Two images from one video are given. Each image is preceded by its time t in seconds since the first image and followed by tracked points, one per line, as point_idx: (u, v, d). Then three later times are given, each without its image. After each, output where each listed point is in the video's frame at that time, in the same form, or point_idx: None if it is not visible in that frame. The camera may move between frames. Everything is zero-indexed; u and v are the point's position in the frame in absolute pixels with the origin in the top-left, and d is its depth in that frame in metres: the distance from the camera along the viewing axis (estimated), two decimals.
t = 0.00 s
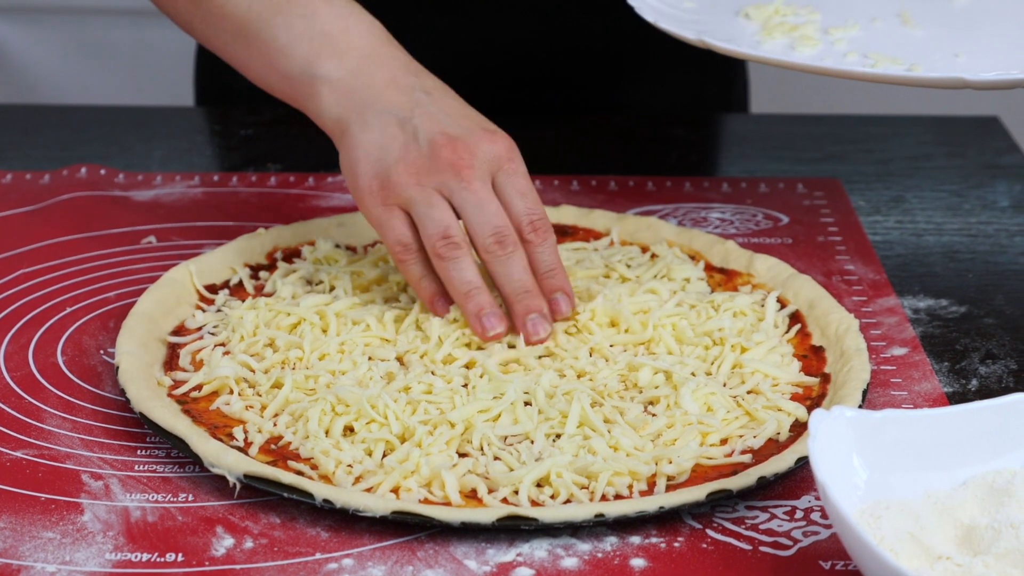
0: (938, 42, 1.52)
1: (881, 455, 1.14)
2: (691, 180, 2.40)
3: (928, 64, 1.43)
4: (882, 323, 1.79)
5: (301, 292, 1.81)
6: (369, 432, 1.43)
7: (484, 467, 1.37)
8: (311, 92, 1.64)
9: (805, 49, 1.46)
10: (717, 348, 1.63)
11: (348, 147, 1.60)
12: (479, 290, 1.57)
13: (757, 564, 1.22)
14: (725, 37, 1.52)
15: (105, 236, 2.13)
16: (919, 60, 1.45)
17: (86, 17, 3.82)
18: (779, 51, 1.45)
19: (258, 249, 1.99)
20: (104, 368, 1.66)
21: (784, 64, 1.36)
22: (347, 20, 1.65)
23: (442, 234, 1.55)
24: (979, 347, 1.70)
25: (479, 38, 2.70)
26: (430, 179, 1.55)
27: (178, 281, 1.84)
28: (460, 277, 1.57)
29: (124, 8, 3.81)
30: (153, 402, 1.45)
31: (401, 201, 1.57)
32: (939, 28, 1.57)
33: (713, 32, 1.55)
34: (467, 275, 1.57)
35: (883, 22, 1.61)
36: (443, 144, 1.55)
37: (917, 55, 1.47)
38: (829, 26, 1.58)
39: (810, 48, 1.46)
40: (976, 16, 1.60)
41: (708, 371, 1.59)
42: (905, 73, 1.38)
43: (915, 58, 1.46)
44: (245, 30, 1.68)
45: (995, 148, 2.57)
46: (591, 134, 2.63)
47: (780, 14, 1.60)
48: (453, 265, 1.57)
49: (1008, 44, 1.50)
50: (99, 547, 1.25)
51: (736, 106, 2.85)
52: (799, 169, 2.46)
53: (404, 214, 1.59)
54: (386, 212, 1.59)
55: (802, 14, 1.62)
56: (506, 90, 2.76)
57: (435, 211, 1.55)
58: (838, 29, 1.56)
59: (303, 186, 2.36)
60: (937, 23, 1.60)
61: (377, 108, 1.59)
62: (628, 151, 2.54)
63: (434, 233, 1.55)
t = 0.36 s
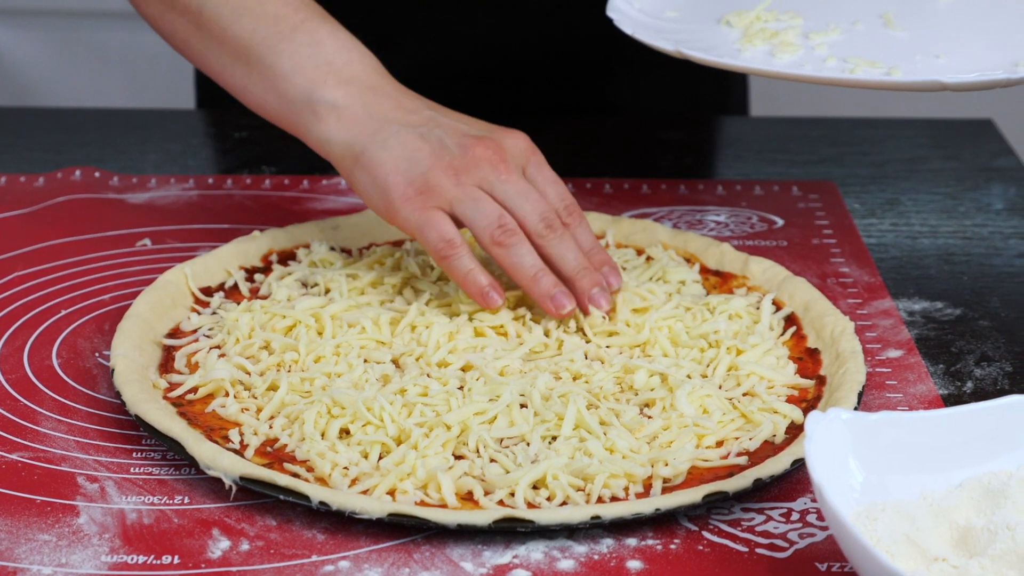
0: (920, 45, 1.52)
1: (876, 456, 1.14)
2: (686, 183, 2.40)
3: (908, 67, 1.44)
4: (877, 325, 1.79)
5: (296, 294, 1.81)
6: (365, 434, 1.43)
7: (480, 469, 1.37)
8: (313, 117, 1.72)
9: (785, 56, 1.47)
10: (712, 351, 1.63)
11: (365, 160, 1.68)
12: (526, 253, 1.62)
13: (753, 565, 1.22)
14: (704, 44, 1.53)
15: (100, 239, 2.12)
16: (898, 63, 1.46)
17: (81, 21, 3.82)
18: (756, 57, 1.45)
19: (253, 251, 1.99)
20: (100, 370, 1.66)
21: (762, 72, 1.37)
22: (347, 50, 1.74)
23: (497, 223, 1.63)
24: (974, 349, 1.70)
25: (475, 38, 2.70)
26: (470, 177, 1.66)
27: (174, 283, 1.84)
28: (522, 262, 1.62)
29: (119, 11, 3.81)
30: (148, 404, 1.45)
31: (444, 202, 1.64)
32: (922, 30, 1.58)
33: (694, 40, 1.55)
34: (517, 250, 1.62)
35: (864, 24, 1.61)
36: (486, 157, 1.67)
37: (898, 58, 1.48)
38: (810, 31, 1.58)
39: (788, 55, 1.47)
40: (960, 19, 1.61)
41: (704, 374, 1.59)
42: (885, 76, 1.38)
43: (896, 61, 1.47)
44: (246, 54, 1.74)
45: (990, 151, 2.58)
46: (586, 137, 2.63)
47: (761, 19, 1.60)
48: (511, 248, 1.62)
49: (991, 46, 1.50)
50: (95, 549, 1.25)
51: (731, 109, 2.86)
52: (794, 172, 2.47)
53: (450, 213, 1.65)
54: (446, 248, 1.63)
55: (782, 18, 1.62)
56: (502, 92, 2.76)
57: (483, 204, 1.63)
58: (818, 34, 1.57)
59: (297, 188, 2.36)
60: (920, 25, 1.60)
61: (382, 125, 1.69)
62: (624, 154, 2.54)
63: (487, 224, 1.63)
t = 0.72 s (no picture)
0: (933, 53, 1.55)
1: (875, 457, 1.14)
2: (682, 184, 2.40)
3: (924, 76, 1.46)
4: (874, 326, 1.79)
5: (293, 295, 1.81)
6: (364, 435, 1.42)
7: (479, 470, 1.37)
8: (187, 101, 1.87)
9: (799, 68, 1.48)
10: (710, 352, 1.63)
11: (249, 132, 1.80)
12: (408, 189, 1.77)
13: (752, 566, 1.22)
14: (719, 58, 1.53)
15: (97, 239, 2.12)
16: (913, 72, 1.48)
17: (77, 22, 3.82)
18: (773, 73, 1.46)
19: (250, 252, 1.99)
20: (97, 371, 1.66)
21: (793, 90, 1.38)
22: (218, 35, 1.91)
23: (380, 161, 1.76)
24: (971, 349, 1.71)
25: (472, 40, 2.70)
26: (346, 120, 1.78)
27: (171, 284, 1.84)
28: (410, 197, 1.77)
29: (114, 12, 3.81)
30: (146, 405, 1.45)
31: (329, 147, 1.76)
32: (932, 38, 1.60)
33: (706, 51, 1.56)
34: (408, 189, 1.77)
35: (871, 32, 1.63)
36: (358, 99, 1.81)
37: (914, 66, 1.50)
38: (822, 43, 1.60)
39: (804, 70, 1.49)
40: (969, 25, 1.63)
41: (701, 374, 1.59)
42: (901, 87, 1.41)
43: (910, 70, 1.49)
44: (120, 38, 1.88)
45: (985, 151, 2.58)
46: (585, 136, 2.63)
47: (771, 31, 1.61)
48: (400, 182, 1.76)
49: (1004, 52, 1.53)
50: (94, 550, 1.25)
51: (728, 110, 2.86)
52: (790, 172, 2.47)
53: (338, 156, 1.77)
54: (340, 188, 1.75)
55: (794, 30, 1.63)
56: (497, 93, 2.77)
57: (368, 147, 1.76)
58: (830, 45, 1.58)
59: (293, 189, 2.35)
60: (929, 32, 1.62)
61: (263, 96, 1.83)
62: (621, 154, 2.54)
63: (374, 163, 1.76)
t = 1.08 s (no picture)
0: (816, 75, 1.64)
1: (875, 456, 1.15)
2: (679, 183, 2.40)
3: (794, 99, 1.57)
4: (872, 325, 1.80)
5: (292, 295, 1.81)
6: (363, 435, 1.42)
7: (479, 470, 1.37)
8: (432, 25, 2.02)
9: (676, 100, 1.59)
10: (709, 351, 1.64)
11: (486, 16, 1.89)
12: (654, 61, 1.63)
13: (753, 565, 1.22)
14: (604, 93, 1.64)
15: (94, 240, 2.12)
16: (789, 99, 1.58)
17: (76, 22, 3.81)
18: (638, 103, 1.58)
19: (247, 252, 1.98)
20: (96, 372, 1.66)
21: (648, 116, 1.49)
22: None
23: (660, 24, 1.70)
24: (969, 348, 1.71)
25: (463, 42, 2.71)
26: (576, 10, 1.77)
27: (170, 284, 1.84)
28: (653, 65, 1.63)
29: (114, 12, 3.81)
30: (146, 405, 1.45)
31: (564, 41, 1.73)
32: (819, 58, 1.69)
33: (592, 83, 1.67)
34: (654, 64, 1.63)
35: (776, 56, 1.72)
36: None
37: (792, 91, 1.60)
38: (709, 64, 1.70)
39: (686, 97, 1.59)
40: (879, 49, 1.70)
41: (700, 374, 1.59)
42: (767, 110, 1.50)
43: (789, 94, 1.59)
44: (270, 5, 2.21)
45: (982, 150, 2.58)
46: (580, 136, 2.64)
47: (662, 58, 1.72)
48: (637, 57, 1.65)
49: (881, 75, 1.62)
50: (94, 551, 1.25)
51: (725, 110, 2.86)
52: (787, 171, 2.47)
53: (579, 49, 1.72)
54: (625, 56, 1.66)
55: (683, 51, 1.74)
56: (490, 94, 2.78)
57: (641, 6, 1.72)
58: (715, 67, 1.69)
59: (291, 189, 2.35)
60: (821, 53, 1.71)
61: None
62: (618, 154, 2.55)
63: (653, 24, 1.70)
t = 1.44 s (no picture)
0: (712, 84, 1.51)
1: (875, 455, 1.15)
2: (677, 182, 2.41)
3: (684, 110, 1.45)
4: (871, 324, 1.80)
5: (291, 296, 1.81)
6: (363, 435, 1.42)
7: (479, 470, 1.37)
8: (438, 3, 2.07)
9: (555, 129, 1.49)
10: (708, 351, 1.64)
11: None
12: None
13: (753, 565, 1.23)
14: (491, 126, 1.57)
15: (93, 241, 2.12)
16: (677, 104, 1.48)
17: (76, 23, 3.81)
18: (524, 131, 1.50)
19: (246, 252, 1.98)
20: (95, 373, 1.66)
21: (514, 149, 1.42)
22: None
23: None
24: (969, 347, 1.71)
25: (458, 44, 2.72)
26: None
27: (169, 285, 1.84)
28: None
29: (112, 14, 3.80)
30: (146, 406, 1.45)
31: None
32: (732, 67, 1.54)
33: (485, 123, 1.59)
34: None
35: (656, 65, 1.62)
36: None
37: (681, 101, 1.47)
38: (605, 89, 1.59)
39: (572, 124, 1.50)
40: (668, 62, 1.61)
41: (699, 373, 1.60)
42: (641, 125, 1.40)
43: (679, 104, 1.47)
44: None
45: (980, 149, 2.59)
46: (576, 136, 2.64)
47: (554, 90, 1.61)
48: None
49: (783, 74, 1.48)
50: (95, 552, 1.25)
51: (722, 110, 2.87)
52: (785, 170, 2.48)
53: None
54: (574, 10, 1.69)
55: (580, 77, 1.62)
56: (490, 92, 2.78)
57: None
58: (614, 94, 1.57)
59: (289, 190, 2.35)
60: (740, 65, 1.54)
61: None
62: (615, 154, 2.55)
63: None
